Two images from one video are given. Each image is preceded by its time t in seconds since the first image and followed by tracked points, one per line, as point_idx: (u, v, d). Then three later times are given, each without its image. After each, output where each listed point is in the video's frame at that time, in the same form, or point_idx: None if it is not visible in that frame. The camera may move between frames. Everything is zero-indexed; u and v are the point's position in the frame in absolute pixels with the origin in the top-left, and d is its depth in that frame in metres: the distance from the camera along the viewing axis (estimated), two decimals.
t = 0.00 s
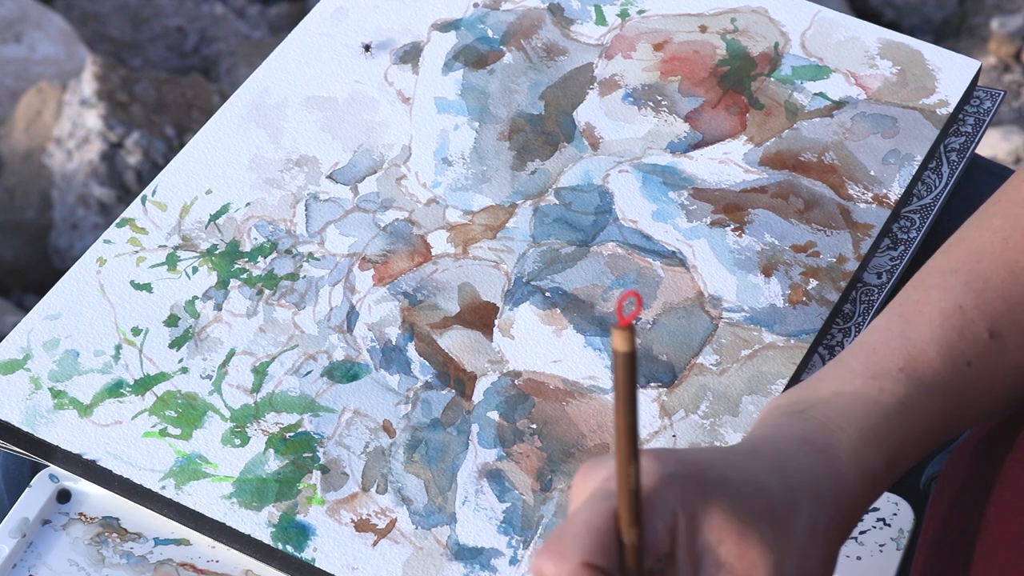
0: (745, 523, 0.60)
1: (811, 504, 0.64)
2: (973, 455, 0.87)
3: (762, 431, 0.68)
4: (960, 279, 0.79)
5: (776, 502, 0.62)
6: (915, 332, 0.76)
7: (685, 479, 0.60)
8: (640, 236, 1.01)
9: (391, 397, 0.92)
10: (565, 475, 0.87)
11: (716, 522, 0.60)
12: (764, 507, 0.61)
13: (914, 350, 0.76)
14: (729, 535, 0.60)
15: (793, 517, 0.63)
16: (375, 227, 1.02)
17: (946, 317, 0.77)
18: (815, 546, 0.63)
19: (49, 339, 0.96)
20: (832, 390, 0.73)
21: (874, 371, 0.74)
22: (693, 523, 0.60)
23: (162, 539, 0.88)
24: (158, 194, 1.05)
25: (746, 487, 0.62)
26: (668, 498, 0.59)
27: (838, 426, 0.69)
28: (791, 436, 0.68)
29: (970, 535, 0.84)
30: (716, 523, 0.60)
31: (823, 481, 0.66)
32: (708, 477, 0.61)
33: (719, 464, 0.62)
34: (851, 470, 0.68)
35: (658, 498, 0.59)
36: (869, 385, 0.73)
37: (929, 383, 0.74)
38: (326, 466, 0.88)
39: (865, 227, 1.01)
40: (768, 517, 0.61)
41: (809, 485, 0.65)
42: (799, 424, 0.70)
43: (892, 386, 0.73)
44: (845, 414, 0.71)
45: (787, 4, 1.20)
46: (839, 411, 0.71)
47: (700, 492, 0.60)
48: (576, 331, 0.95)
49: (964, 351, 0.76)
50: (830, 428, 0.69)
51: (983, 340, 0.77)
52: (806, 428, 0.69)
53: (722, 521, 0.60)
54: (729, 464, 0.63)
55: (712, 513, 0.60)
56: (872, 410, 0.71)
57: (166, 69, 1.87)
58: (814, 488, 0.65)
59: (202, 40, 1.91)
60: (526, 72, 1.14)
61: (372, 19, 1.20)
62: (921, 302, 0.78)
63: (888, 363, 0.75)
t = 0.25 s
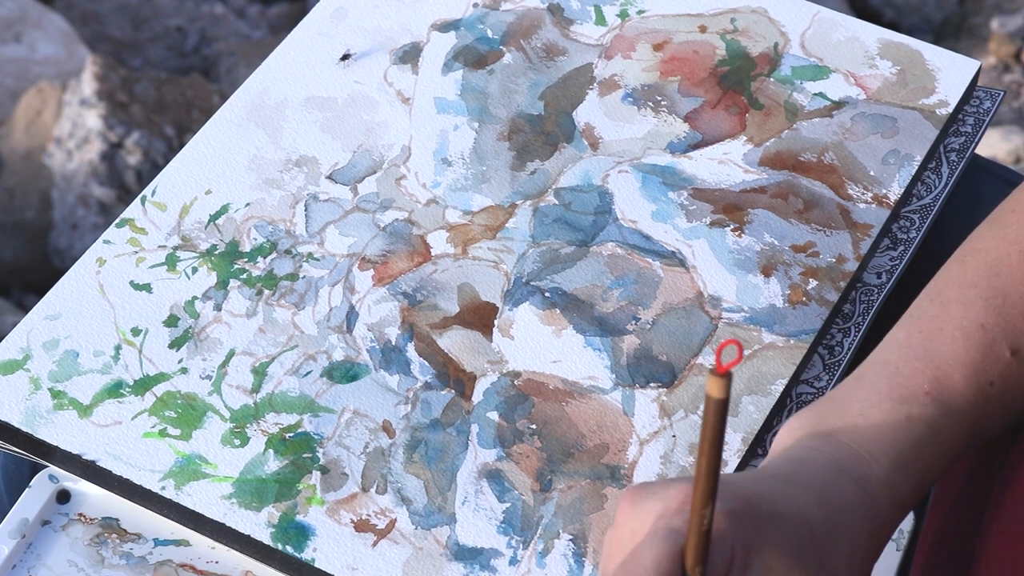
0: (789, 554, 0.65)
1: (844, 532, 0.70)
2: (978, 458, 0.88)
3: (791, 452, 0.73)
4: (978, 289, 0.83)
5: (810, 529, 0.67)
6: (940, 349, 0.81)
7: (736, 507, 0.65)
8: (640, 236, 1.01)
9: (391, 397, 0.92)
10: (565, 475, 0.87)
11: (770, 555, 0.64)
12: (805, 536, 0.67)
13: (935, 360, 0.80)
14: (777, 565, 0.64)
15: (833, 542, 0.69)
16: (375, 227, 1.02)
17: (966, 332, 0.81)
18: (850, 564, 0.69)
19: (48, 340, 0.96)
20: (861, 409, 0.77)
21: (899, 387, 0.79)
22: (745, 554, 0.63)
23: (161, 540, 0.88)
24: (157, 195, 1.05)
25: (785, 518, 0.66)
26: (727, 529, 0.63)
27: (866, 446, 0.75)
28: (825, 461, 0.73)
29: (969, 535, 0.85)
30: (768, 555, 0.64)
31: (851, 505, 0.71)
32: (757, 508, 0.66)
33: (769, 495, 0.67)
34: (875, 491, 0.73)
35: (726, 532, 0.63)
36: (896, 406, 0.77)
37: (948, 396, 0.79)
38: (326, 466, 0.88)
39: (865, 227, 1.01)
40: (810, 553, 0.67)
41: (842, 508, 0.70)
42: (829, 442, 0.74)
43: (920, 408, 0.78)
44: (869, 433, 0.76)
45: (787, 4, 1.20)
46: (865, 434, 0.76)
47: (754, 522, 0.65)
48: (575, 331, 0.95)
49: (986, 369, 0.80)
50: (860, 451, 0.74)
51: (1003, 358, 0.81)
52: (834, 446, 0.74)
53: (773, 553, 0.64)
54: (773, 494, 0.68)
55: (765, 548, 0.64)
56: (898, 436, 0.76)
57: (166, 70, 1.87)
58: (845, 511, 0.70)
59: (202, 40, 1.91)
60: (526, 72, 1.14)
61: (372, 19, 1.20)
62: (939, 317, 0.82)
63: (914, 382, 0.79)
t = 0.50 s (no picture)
0: (653, 267, 0.63)
1: (783, 330, 0.64)
2: (977, 454, 0.87)
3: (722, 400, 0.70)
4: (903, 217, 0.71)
5: (712, 296, 0.63)
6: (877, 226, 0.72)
7: (565, 261, 0.68)
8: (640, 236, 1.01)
9: (392, 398, 0.92)
10: (565, 475, 0.87)
11: (633, 267, 0.64)
12: (684, 300, 0.62)
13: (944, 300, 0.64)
14: (647, 282, 0.63)
15: (739, 351, 0.63)
16: (375, 228, 1.02)
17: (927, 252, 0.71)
18: (707, 324, 0.62)
19: (48, 339, 0.96)
20: (845, 251, 0.65)
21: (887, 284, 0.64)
22: (594, 289, 0.66)
23: (162, 539, 0.88)
24: (158, 195, 1.05)
25: (661, 261, 0.64)
26: (580, 265, 0.67)
27: (831, 259, 0.65)
28: (780, 272, 0.65)
29: (973, 533, 0.85)
30: (608, 273, 0.65)
31: (800, 340, 0.64)
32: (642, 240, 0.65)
33: (663, 252, 0.65)
34: (836, 330, 0.65)
35: (549, 228, 0.68)
36: (876, 290, 0.64)
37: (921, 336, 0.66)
38: (326, 467, 0.88)
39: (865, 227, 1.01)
40: (705, 282, 0.64)
41: (752, 338, 0.63)
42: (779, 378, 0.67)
43: (884, 252, 0.65)
44: (855, 320, 0.65)
45: (787, 4, 1.20)
46: (859, 279, 0.64)
47: (630, 252, 0.65)
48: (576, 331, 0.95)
49: (938, 224, 0.65)
50: (841, 299, 0.64)
51: (966, 182, 0.66)
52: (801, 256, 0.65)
53: (631, 268, 0.64)
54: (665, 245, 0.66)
55: (609, 248, 0.65)
56: (874, 317, 0.65)
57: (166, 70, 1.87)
58: (775, 321, 0.63)
59: (202, 40, 1.91)
60: (526, 72, 1.14)
61: (372, 19, 1.20)
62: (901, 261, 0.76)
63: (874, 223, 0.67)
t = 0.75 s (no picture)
0: (612, 86, 0.87)
1: (689, 144, 0.90)
2: (977, 454, 0.87)
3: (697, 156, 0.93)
4: (877, 73, 0.86)
5: (635, 88, 0.88)
6: (840, 71, 0.87)
7: (545, 75, 0.88)
8: (640, 236, 1.01)
9: (392, 397, 0.92)
10: (565, 474, 0.87)
11: (575, 58, 0.87)
12: (615, 113, 0.88)
13: (870, 175, 0.88)
14: (588, 83, 0.87)
15: (651, 149, 0.90)
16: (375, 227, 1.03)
17: (900, 156, 0.86)
18: (604, 113, 0.87)
19: (49, 339, 0.96)
20: (773, 90, 0.88)
21: (807, 125, 0.87)
22: (555, 71, 0.88)
23: (162, 539, 0.88)
24: (158, 194, 1.05)
25: (621, 80, 0.87)
26: (553, 60, 0.89)
27: (731, 94, 0.88)
28: (693, 88, 0.89)
29: (973, 533, 0.85)
30: (575, 70, 0.87)
31: (709, 155, 0.90)
32: (611, 40, 0.89)
33: (619, 39, 0.90)
34: (744, 149, 0.90)
35: None
36: (807, 133, 0.87)
37: (849, 175, 0.89)
38: (326, 465, 0.88)
39: (865, 227, 1.01)
40: (630, 84, 0.88)
41: (653, 144, 0.89)
42: (739, 181, 0.95)
43: (813, 94, 0.87)
44: (772, 152, 0.89)
45: (787, 3, 1.20)
46: (777, 116, 0.88)
47: (596, 63, 0.88)
48: (576, 330, 0.95)
49: (880, 90, 0.85)
50: (754, 127, 0.88)
51: (903, 96, 0.85)
52: (719, 83, 0.89)
53: (590, 80, 0.87)
54: (641, 44, 0.91)
55: (551, 18, 0.90)
56: (790, 156, 0.89)
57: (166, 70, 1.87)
58: (686, 137, 0.89)
59: (202, 40, 1.91)
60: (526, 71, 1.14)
61: (373, 19, 1.20)
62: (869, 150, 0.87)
63: (819, 64, 0.89)
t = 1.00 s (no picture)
0: (628, 145, 0.86)
1: (699, 190, 0.89)
2: (978, 454, 0.87)
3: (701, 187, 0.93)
4: (879, 104, 0.86)
5: (651, 146, 0.86)
6: (844, 106, 0.86)
7: (561, 136, 0.86)
8: (641, 236, 1.01)
9: (392, 397, 0.92)
10: (565, 475, 0.87)
11: (591, 120, 0.85)
12: (634, 173, 0.86)
13: (876, 204, 0.89)
14: (606, 145, 0.85)
15: (661, 199, 0.89)
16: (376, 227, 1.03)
17: (903, 185, 0.86)
18: (621, 177, 0.86)
19: (49, 339, 0.96)
20: (780, 133, 0.87)
21: (815, 165, 0.87)
22: (571, 132, 0.86)
23: (162, 539, 0.88)
24: (158, 194, 1.05)
25: (636, 140, 0.86)
26: (566, 121, 0.86)
27: (740, 139, 0.87)
28: (703, 134, 0.88)
29: (974, 534, 0.85)
30: (591, 133, 0.85)
31: (718, 199, 0.90)
32: (622, 93, 0.87)
33: (627, 87, 0.88)
34: (752, 192, 0.90)
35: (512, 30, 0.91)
36: (814, 172, 0.87)
37: (856, 204, 0.90)
38: (326, 466, 0.88)
39: (865, 227, 1.01)
40: (647, 141, 0.86)
41: (668, 195, 0.89)
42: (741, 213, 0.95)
43: (819, 134, 0.86)
44: (778, 192, 0.90)
45: (787, 4, 1.20)
46: (785, 158, 0.87)
47: (613, 124, 0.86)
48: (576, 330, 0.95)
49: (885, 124, 0.85)
50: (762, 171, 0.88)
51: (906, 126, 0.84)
52: (726, 127, 0.88)
53: (607, 141, 0.85)
54: (649, 91, 0.89)
55: (564, 70, 0.88)
56: (796, 193, 0.90)
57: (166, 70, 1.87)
58: (695, 187, 0.89)
59: (202, 40, 1.91)
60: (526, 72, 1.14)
61: (373, 19, 1.20)
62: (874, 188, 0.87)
63: (821, 99, 0.88)
